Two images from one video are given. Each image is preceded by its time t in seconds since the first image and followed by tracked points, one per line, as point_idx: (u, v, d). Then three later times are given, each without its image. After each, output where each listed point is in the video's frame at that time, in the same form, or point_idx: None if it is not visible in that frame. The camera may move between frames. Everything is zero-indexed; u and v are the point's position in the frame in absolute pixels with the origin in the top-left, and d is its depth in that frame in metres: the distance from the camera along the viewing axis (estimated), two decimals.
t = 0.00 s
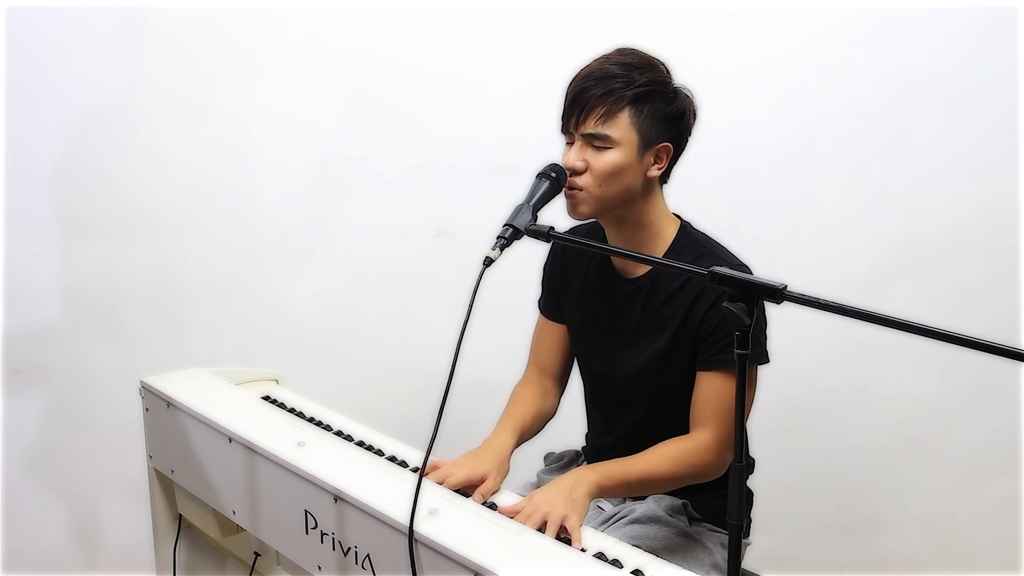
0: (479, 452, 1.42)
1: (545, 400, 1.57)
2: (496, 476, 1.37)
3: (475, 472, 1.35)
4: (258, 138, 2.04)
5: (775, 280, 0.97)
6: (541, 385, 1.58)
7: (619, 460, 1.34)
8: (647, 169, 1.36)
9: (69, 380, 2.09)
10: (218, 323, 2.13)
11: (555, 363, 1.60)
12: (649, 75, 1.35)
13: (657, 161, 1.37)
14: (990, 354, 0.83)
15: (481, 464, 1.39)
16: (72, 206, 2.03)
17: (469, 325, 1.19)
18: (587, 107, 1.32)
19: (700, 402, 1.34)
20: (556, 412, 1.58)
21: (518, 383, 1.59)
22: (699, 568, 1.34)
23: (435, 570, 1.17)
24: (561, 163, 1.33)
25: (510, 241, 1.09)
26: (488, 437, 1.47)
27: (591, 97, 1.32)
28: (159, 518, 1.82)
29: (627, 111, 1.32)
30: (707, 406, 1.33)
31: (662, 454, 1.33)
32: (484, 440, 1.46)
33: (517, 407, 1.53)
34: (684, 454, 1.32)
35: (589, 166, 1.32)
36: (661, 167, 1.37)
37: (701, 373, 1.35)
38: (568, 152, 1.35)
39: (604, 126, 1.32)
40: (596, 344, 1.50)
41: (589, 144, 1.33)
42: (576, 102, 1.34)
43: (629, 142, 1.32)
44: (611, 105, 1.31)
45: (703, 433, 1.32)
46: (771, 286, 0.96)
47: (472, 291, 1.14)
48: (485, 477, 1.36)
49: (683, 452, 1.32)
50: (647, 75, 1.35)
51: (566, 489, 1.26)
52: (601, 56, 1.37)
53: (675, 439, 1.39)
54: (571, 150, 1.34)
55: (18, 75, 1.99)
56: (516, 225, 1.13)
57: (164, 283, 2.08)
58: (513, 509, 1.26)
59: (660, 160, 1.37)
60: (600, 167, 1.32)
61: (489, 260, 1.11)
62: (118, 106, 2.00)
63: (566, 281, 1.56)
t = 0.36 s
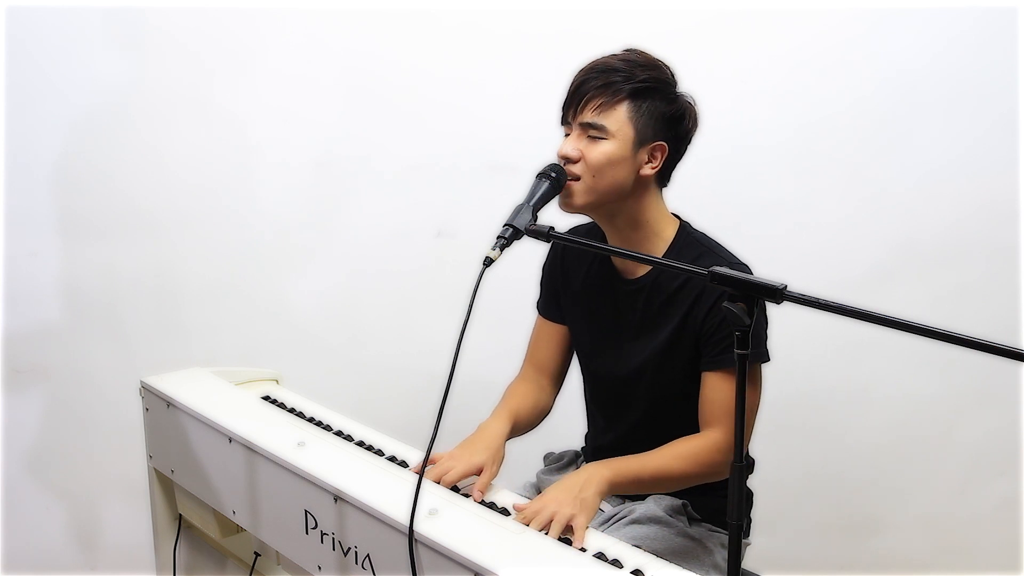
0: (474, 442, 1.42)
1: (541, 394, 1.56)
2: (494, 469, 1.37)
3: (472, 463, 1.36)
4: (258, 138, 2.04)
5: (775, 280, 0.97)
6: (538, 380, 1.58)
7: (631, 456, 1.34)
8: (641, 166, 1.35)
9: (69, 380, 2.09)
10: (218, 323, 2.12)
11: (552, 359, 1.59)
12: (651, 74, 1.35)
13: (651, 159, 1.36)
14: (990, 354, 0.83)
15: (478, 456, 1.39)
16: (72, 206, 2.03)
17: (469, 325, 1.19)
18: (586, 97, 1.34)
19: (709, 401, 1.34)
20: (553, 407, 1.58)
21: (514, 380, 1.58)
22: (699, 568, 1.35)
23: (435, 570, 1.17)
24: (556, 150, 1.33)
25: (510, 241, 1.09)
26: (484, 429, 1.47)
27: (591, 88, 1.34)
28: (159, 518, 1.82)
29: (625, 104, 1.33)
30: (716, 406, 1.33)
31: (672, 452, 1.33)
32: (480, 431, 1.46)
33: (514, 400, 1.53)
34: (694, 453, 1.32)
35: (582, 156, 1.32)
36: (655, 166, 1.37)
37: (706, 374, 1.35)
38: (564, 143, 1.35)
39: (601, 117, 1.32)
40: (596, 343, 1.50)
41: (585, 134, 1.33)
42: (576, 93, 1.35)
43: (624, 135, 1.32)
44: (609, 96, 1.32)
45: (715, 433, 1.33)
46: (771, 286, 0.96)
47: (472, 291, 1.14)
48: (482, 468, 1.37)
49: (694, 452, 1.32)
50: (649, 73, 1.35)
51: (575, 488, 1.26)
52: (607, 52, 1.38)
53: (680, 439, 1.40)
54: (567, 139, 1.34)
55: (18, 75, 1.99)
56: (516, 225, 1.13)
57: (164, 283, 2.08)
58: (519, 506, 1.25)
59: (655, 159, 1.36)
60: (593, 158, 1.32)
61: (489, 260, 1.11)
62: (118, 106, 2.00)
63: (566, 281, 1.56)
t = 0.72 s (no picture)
0: (477, 447, 1.42)
1: (546, 399, 1.56)
2: (495, 471, 1.38)
3: (473, 466, 1.36)
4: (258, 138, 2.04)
5: (775, 280, 0.97)
6: (540, 384, 1.58)
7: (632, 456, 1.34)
8: (641, 167, 1.35)
9: (69, 380, 2.09)
10: (218, 323, 2.12)
11: (555, 364, 1.59)
12: (654, 74, 1.35)
13: (652, 160, 1.36)
14: (990, 354, 0.83)
15: (480, 459, 1.40)
16: (72, 206, 2.03)
17: (469, 325, 1.19)
18: (588, 96, 1.34)
19: (710, 401, 1.34)
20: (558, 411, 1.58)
21: (517, 386, 1.58)
22: (699, 568, 1.35)
23: (435, 570, 1.17)
24: (557, 149, 1.34)
25: (510, 241, 1.09)
26: (487, 435, 1.47)
27: (592, 87, 1.34)
28: (159, 518, 1.82)
29: (626, 104, 1.33)
30: (717, 406, 1.34)
31: (675, 451, 1.33)
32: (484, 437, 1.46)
33: (517, 406, 1.53)
34: (697, 453, 1.32)
35: (583, 154, 1.32)
36: (656, 167, 1.36)
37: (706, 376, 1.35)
38: (565, 141, 1.36)
39: (602, 116, 1.32)
40: (597, 345, 1.50)
41: (586, 133, 1.33)
42: (578, 92, 1.35)
43: (625, 134, 1.32)
44: (611, 96, 1.32)
45: (721, 433, 1.33)
46: (771, 286, 0.96)
47: (472, 291, 1.14)
48: (484, 470, 1.37)
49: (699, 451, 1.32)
50: (652, 74, 1.35)
51: (580, 485, 1.26)
52: (610, 52, 1.38)
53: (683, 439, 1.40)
54: (568, 138, 1.34)
55: (18, 75, 1.99)
56: (516, 225, 1.13)
57: (164, 283, 2.08)
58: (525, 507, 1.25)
59: (655, 160, 1.36)
60: (594, 156, 1.32)
61: (489, 260, 1.12)
62: (118, 105, 2.00)
63: (566, 281, 1.56)
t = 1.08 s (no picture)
0: (478, 448, 1.43)
1: (547, 400, 1.56)
2: (496, 470, 1.38)
3: (473, 464, 1.37)
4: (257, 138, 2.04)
5: (775, 280, 0.97)
6: (541, 384, 1.58)
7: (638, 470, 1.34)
8: (644, 170, 1.35)
9: (69, 380, 2.09)
10: (218, 323, 2.12)
11: (556, 364, 1.60)
12: (653, 76, 1.35)
13: (655, 162, 1.36)
14: (990, 354, 0.84)
15: (480, 458, 1.40)
16: (72, 206, 2.03)
17: (469, 325, 1.19)
18: (588, 101, 1.34)
19: (711, 403, 1.34)
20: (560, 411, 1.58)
21: (519, 387, 1.58)
22: (699, 568, 1.36)
23: (435, 570, 1.17)
24: (559, 155, 1.33)
25: (510, 241, 1.09)
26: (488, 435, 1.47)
27: (593, 91, 1.34)
28: (159, 518, 1.82)
29: (627, 108, 1.33)
30: (718, 408, 1.33)
31: (678, 460, 1.32)
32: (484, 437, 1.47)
33: (518, 406, 1.53)
34: (700, 458, 1.32)
35: (586, 160, 1.32)
36: (659, 169, 1.37)
37: (707, 377, 1.35)
38: (567, 147, 1.35)
39: (603, 120, 1.32)
40: (598, 345, 1.50)
41: (588, 138, 1.33)
42: (578, 97, 1.35)
43: (627, 138, 1.32)
44: (612, 100, 1.32)
45: (722, 434, 1.32)
46: (771, 286, 0.96)
47: (472, 291, 1.15)
48: (484, 469, 1.38)
49: (702, 456, 1.32)
50: (651, 76, 1.35)
51: (593, 502, 1.25)
52: (608, 56, 1.38)
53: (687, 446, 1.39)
54: (570, 143, 1.34)
55: (18, 74, 1.99)
56: (516, 225, 1.13)
57: (164, 283, 2.08)
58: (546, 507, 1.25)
59: (658, 161, 1.36)
60: (597, 162, 1.32)
61: (489, 260, 1.12)
62: (118, 105, 2.00)
63: (567, 281, 1.56)
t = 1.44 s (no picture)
0: (476, 446, 1.43)
1: (545, 398, 1.56)
2: (495, 469, 1.38)
3: (472, 464, 1.36)
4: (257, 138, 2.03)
5: (775, 280, 0.98)
6: (540, 384, 1.58)
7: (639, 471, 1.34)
8: (641, 169, 1.35)
9: (69, 379, 2.09)
10: (218, 323, 2.12)
11: (556, 362, 1.59)
12: (652, 76, 1.35)
13: (652, 161, 1.36)
14: (990, 354, 0.84)
15: (479, 457, 1.40)
16: (72, 205, 2.03)
17: (469, 325, 1.19)
18: (586, 99, 1.34)
19: (713, 403, 1.34)
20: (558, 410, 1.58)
21: (518, 384, 1.58)
22: (700, 568, 1.36)
23: (435, 570, 1.17)
24: (556, 153, 1.33)
25: (510, 241, 1.09)
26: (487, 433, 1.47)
27: (591, 90, 1.34)
28: (159, 518, 1.82)
29: (625, 107, 1.33)
30: (719, 407, 1.33)
31: (679, 460, 1.32)
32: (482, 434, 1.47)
33: (517, 404, 1.53)
34: (701, 458, 1.32)
35: (582, 158, 1.32)
36: (656, 168, 1.36)
37: (712, 374, 1.35)
38: (564, 145, 1.35)
39: (600, 119, 1.33)
40: (598, 345, 1.50)
41: (585, 136, 1.33)
42: (576, 96, 1.35)
43: (623, 136, 1.32)
44: (609, 99, 1.32)
45: (722, 433, 1.32)
46: (771, 286, 0.96)
47: (472, 291, 1.15)
48: (483, 469, 1.37)
49: (704, 455, 1.32)
50: (650, 75, 1.35)
51: (592, 503, 1.25)
52: (608, 55, 1.38)
53: (686, 446, 1.40)
54: (567, 141, 1.34)
55: (18, 74, 1.99)
56: (515, 225, 1.13)
57: (164, 283, 2.08)
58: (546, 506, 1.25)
59: (655, 161, 1.36)
60: (593, 160, 1.32)
61: (489, 260, 1.12)
62: (118, 105, 2.00)
63: (568, 281, 1.56)
